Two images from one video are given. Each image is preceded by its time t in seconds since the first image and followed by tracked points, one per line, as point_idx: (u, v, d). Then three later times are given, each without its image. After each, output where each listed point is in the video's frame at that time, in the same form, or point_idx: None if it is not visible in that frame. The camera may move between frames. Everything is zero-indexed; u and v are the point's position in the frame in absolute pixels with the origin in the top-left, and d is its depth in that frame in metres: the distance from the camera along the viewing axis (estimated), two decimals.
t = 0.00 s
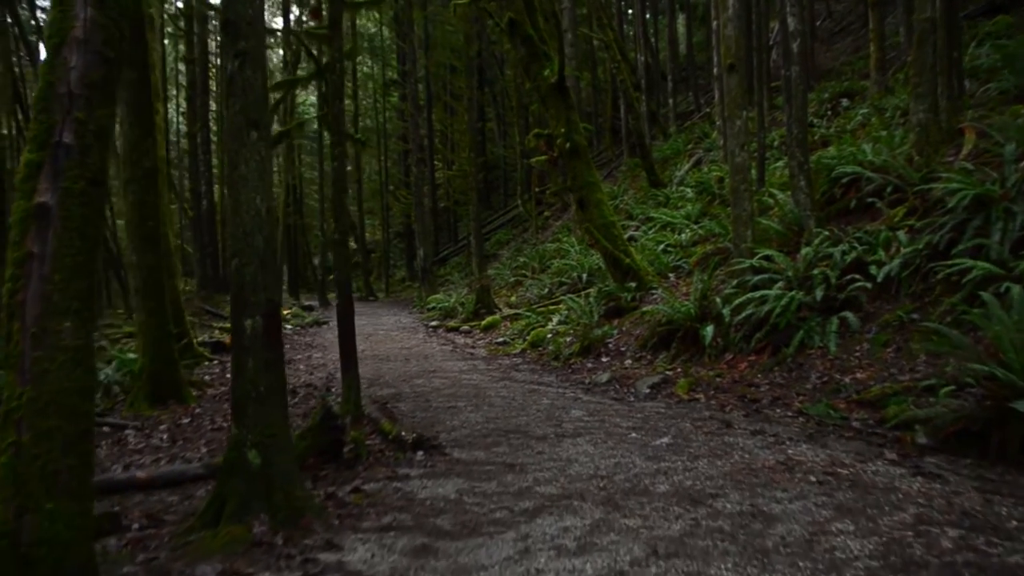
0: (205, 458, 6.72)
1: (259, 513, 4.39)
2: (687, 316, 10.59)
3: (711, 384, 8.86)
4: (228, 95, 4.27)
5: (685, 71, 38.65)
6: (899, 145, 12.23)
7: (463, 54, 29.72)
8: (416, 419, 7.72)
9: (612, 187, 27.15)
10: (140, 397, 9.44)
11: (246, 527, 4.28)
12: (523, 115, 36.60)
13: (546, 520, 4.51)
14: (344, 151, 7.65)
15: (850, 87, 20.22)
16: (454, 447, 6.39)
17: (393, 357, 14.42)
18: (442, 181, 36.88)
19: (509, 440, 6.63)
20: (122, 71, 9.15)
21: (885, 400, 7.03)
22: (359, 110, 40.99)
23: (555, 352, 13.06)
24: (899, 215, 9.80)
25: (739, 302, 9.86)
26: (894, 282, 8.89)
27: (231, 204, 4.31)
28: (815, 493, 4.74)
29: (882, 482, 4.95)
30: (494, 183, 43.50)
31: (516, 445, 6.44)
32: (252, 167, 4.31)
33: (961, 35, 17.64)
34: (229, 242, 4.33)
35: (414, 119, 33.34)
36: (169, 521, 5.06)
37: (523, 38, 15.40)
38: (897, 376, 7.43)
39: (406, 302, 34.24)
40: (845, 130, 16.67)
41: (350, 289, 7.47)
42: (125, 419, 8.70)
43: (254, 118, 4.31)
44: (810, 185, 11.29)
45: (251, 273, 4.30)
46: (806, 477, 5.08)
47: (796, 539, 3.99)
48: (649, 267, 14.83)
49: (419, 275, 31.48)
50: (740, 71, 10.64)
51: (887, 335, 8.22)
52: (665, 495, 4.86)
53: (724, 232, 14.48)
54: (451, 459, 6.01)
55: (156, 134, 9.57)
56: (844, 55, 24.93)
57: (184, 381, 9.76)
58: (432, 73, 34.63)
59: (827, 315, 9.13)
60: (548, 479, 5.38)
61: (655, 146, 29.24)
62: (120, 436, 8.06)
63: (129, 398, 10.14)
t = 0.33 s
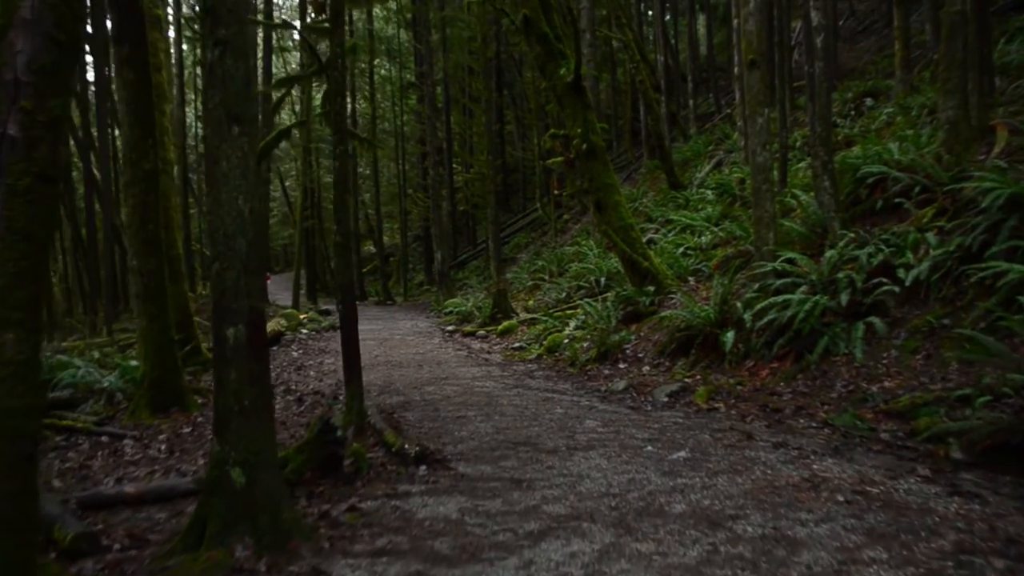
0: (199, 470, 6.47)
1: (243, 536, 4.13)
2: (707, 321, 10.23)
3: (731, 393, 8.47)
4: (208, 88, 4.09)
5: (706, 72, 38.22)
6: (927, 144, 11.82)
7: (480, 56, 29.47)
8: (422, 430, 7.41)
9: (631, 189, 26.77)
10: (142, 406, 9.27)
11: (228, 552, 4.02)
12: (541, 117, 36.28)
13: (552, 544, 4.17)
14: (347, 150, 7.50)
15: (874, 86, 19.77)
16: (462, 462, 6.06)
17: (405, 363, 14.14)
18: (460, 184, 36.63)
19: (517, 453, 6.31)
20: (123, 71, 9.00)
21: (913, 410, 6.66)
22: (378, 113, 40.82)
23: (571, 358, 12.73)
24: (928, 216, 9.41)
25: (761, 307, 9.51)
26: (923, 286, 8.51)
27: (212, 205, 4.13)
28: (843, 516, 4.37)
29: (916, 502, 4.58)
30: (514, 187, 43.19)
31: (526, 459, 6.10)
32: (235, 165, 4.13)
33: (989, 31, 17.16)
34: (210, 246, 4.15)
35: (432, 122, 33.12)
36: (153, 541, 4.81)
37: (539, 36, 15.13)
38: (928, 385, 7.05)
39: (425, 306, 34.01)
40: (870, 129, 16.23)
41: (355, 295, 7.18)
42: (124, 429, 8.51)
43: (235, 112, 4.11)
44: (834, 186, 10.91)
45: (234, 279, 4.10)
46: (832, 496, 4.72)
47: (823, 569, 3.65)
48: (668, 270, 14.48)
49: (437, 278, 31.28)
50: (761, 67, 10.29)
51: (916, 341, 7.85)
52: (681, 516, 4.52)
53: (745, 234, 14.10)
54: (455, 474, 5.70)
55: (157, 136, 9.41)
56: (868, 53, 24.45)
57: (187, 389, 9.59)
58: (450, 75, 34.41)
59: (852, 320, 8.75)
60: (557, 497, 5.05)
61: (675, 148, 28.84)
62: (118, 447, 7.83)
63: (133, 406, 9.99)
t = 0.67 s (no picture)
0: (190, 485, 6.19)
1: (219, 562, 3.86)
2: (727, 326, 9.84)
3: (752, 402, 8.08)
4: (180, 78, 3.88)
5: (726, 74, 37.75)
6: (955, 142, 11.38)
7: (498, 58, 29.18)
8: (427, 441, 7.09)
9: (650, 191, 26.36)
10: (141, 414, 9.14)
11: None
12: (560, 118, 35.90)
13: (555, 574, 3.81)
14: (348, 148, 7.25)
15: (898, 85, 19.28)
16: (465, 478, 5.71)
17: (418, 368, 13.84)
18: (478, 187, 36.33)
19: (524, 468, 5.97)
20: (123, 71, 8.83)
21: (946, 421, 6.26)
22: (396, 117, 40.62)
23: (587, 364, 12.38)
24: (959, 217, 8.99)
25: (783, 311, 9.12)
26: (954, 289, 8.10)
27: (187, 203, 3.91)
28: (873, 542, 3.99)
29: (953, 527, 4.19)
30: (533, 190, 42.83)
31: (534, 474, 5.75)
32: (209, 159, 3.89)
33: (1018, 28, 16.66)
34: (185, 249, 3.92)
35: (449, 125, 32.86)
36: (131, 564, 4.56)
37: (553, 34, 14.83)
38: (961, 396, 6.63)
39: (443, 310, 33.74)
40: (895, 128, 15.76)
41: (356, 302, 6.89)
42: (121, 439, 8.30)
43: (211, 104, 3.89)
44: (859, 186, 10.49)
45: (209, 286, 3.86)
46: (862, 519, 4.34)
47: None
48: (687, 274, 14.09)
49: (454, 282, 31.01)
50: (783, 62, 9.91)
51: (948, 347, 7.44)
52: (696, 542, 4.15)
53: (767, 236, 13.70)
54: (457, 490, 5.38)
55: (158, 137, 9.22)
56: (892, 53, 23.93)
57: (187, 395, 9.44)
58: (469, 78, 34.14)
59: (879, 325, 8.34)
60: (563, 517, 4.70)
61: (694, 150, 28.39)
62: (112, 458, 7.58)
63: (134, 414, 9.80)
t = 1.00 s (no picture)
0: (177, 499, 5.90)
1: None
2: (748, 331, 9.44)
3: (773, 411, 7.67)
4: (145, 65, 3.59)
5: (747, 74, 37.26)
6: (986, 138, 10.93)
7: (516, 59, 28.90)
8: (431, 453, 6.77)
9: (670, 193, 25.93)
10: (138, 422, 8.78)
11: None
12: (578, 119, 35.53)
13: None
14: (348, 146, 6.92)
15: (924, 82, 18.79)
16: (466, 494, 5.36)
17: (429, 373, 13.51)
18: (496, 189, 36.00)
19: (530, 482, 5.62)
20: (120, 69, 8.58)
21: (982, 433, 5.86)
22: (414, 120, 40.43)
23: (602, 369, 12.01)
24: (991, 216, 8.58)
25: (806, 316, 8.73)
26: (987, 293, 7.69)
27: (153, 201, 3.62)
28: (907, 573, 3.61)
29: (995, 555, 3.81)
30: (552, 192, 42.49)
31: (539, 491, 5.39)
32: (177, 153, 3.60)
33: None
34: (150, 252, 3.63)
35: (467, 126, 32.62)
36: None
37: (568, 30, 14.49)
38: (997, 406, 6.23)
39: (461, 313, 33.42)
40: (921, 126, 15.28)
41: (355, 308, 6.59)
42: (117, 447, 8.04)
43: (178, 93, 3.60)
44: (885, 185, 10.08)
45: (176, 291, 3.57)
46: (894, 546, 3.96)
47: None
48: (706, 276, 13.69)
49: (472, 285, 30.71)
50: (804, 56, 9.54)
51: (981, 353, 7.03)
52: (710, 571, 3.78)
53: (789, 237, 13.28)
54: (455, 508, 5.03)
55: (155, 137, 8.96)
56: (917, 50, 23.41)
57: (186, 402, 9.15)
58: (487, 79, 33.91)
59: (907, 330, 7.94)
60: (567, 540, 4.35)
61: (716, 150, 27.92)
62: (105, 468, 7.29)
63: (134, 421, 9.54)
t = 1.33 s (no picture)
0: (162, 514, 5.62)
1: None
2: (768, 335, 9.02)
3: (794, 420, 7.28)
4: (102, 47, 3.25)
5: (768, 74, 36.73)
6: (1019, 133, 10.47)
7: (534, 59, 28.59)
8: (433, 464, 6.45)
9: (690, 193, 25.49)
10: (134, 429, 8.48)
11: None
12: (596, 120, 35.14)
13: None
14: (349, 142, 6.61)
15: (950, 78, 18.28)
16: (465, 511, 5.02)
17: (440, 377, 13.18)
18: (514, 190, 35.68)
19: (534, 497, 5.29)
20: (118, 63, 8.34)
21: (1019, 446, 5.46)
22: (433, 120, 40.20)
23: (617, 374, 11.63)
24: None
25: (828, 319, 8.32)
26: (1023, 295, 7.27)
27: (112, 195, 3.29)
28: None
29: None
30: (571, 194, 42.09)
31: (542, 507, 5.05)
32: (138, 143, 3.25)
33: None
34: (110, 252, 3.31)
35: (485, 127, 32.34)
36: None
37: (585, 26, 14.14)
38: None
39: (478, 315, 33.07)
40: (948, 123, 14.80)
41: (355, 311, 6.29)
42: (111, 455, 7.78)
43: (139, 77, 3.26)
44: (912, 183, 9.65)
45: (136, 295, 3.25)
46: None
47: None
48: (725, 278, 13.28)
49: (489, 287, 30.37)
50: (827, 48, 9.16)
51: (1017, 360, 6.62)
52: None
53: (810, 237, 12.84)
54: (451, 528, 4.69)
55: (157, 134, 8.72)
56: (943, 46, 22.87)
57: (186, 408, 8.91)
58: (505, 79, 33.63)
59: (938, 335, 7.52)
60: (569, 566, 4.00)
61: (736, 150, 27.45)
62: (95, 478, 7.02)
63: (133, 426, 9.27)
